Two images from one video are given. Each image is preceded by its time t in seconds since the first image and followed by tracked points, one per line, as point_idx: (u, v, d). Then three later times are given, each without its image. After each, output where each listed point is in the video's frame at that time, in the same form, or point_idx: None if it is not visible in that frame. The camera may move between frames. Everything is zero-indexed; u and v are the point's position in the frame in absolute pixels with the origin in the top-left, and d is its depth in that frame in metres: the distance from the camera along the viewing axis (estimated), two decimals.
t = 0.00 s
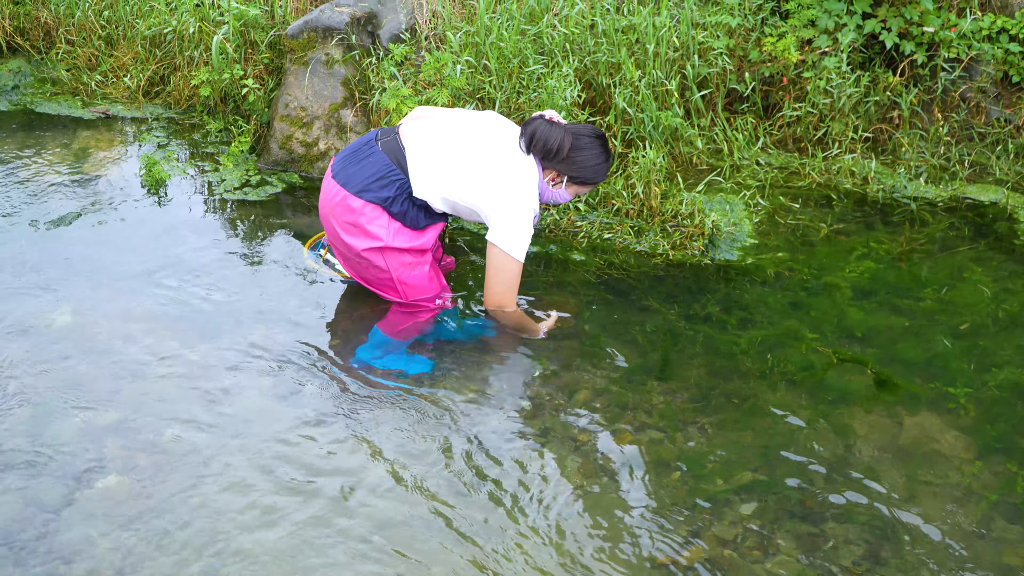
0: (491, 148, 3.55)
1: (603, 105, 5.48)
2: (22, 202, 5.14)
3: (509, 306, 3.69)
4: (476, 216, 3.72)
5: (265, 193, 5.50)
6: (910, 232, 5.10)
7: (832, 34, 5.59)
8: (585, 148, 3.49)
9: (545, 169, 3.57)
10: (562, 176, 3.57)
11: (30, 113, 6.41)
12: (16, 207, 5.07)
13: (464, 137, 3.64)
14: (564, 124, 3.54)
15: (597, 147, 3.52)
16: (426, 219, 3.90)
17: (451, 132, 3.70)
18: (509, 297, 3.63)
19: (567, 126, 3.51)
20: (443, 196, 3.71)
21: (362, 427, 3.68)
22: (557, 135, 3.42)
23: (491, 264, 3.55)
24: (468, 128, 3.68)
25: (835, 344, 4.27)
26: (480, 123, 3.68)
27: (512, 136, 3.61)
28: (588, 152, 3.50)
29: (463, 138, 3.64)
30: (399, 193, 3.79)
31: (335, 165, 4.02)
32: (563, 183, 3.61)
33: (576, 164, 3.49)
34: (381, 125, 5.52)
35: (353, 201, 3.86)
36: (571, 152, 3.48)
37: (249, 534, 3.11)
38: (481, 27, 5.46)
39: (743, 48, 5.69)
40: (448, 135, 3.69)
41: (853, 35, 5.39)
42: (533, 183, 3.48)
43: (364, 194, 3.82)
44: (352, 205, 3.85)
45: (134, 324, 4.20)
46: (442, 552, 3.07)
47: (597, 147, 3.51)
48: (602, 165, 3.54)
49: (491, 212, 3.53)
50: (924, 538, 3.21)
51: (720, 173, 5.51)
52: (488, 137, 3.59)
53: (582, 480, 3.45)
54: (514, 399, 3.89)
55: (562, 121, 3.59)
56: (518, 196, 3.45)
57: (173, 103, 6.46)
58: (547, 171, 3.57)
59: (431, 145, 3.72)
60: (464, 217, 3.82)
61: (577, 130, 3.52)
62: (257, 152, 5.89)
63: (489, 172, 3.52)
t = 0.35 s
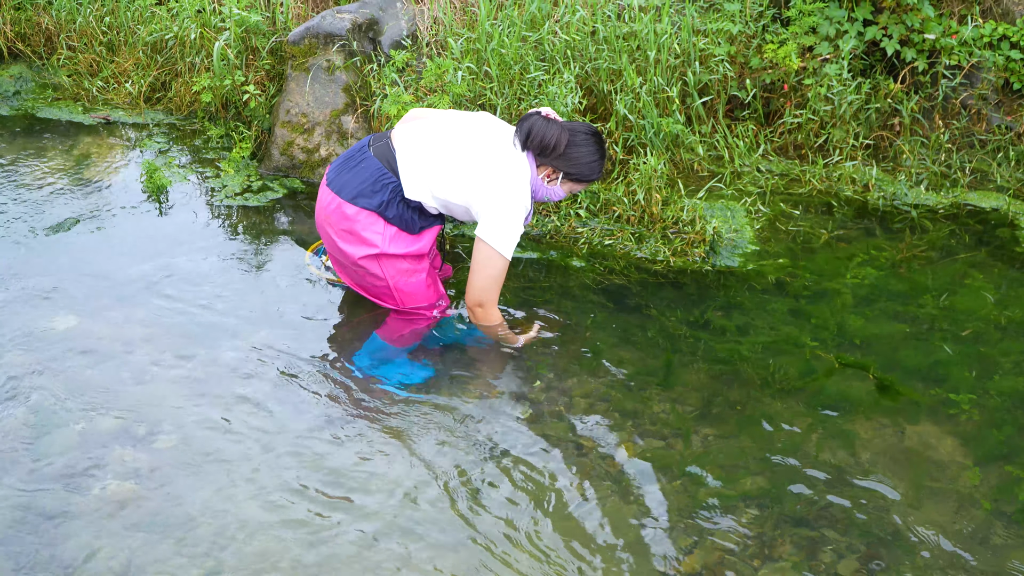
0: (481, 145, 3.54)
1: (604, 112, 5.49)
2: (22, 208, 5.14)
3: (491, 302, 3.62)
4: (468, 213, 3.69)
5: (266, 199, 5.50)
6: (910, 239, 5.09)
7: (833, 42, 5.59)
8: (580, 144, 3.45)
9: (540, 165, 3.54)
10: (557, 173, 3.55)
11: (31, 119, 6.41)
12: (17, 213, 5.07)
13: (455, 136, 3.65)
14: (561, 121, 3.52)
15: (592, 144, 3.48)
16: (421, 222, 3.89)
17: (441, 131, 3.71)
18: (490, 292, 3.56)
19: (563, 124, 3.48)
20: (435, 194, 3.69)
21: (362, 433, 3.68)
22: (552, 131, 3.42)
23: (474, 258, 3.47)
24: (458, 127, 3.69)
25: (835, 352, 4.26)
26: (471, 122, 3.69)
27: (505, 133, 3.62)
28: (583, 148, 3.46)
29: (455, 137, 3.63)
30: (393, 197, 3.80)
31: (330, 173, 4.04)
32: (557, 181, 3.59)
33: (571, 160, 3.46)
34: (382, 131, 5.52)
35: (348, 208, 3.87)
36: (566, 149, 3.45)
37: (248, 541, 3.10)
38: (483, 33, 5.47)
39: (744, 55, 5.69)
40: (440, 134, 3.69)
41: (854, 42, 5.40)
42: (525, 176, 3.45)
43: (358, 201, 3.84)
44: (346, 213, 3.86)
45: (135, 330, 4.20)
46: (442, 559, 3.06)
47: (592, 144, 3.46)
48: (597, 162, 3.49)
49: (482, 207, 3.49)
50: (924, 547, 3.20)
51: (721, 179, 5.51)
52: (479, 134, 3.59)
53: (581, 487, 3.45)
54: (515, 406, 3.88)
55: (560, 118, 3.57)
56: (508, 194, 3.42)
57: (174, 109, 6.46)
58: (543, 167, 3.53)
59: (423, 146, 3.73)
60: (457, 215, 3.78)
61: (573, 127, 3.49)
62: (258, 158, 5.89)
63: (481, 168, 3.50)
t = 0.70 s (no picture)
0: (454, 145, 3.52)
1: (605, 118, 5.50)
2: (24, 214, 5.13)
3: (477, 302, 3.63)
4: (449, 215, 3.67)
5: (266, 205, 5.51)
6: (912, 245, 5.09)
7: (834, 47, 5.59)
8: (558, 140, 3.44)
9: (517, 162, 3.52)
10: (535, 169, 3.52)
11: (33, 125, 6.42)
12: (18, 219, 5.07)
13: (428, 138, 3.62)
14: (538, 117, 3.51)
15: (570, 140, 3.47)
16: (406, 233, 3.87)
17: (413, 136, 3.67)
18: (476, 292, 3.57)
19: (541, 120, 3.46)
20: (415, 200, 3.67)
21: (364, 439, 3.67)
22: (530, 128, 3.41)
23: (456, 261, 3.46)
24: (430, 128, 3.66)
25: (837, 358, 4.25)
26: (441, 122, 3.66)
27: (476, 128, 3.59)
28: (560, 144, 3.45)
29: (427, 138, 3.61)
30: (375, 211, 3.76)
31: (306, 193, 3.99)
32: (535, 177, 3.57)
33: (549, 156, 3.44)
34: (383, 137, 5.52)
35: (330, 227, 3.82)
36: (544, 145, 3.44)
37: (249, 547, 3.09)
38: (484, 39, 5.48)
39: (745, 61, 5.69)
40: (411, 140, 3.66)
41: (856, 48, 5.40)
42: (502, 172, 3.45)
43: (340, 218, 3.79)
44: (329, 232, 3.81)
45: (136, 336, 4.19)
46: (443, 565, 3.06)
47: (569, 140, 3.45)
48: (574, 158, 3.49)
49: (462, 209, 3.47)
50: (927, 554, 3.19)
51: (722, 186, 5.51)
52: (451, 134, 3.57)
53: (583, 492, 3.44)
54: (516, 412, 3.88)
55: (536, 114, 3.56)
56: (487, 191, 3.41)
57: (176, 115, 6.47)
58: (520, 163, 3.52)
59: (395, 153, 3.69)
60: (438, 220, 3.77)
61: (550, 123, 3.47)
62: (259, 164, 5.90)
63: (457, 169, 3.48)
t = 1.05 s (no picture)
0: (434, 146, 3.54)
1: (612, 124, 5.54)
2: (31, 219, 5.15)
3: (457, 300, 3.67)
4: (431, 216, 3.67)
5: (272, 211, 5.52)
6: (917, 251, 5.09)
7: (840, 53, 5.59)
8: (534, 135, 3.47)
9: (496, 158, 3.56)
10: (513, 164, 3.56)
11: (40, 131, 6.44)
12: (25, 225, 5.09)
13: (407, 141, 3.62)
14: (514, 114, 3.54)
15: (546, 135, 3.51)
16: (390, 236, 3.80)
17: (392, 140, 3.66)
18: (457, 291, 3.61)
19: (518, 116, 3.50)
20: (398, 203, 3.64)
21: (370, 444, 3.68)
22: (506, 123, 3.44)
23: (438, 260, 3.50)
24: (407, 132, 3.67)
25: (842, 364, 4.25)
26: (418, 125, 3.68)
27: (452, 130, 3.63)
28: (537, 139, 3.48)
29: (400, 141, 3.64)
30: (360, 216, 3.69)
31: (285, 206, 3.88)
32: (514, 172, 3.61)
33: (526, 151, 3.48)
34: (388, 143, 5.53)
35: (316, 237, 3.71)
36: (522, 141, 3.47)
37: (255, 552, 3.10)
38: (489, 45, 5.48)
39: (751, 67, 5.69)
40: (390, 143, 3.65)
41: (862, 54, 5.40)
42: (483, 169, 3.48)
43: (326, 226, 3.69)
44: (316, 241, 3.70)
45: (143, 342, 4.21)
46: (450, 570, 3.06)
47: (546, 134, 3.49)
48: (552, 152, 3.52)
49: (447, 207, 3.47)
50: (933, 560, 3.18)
51: (728, 192, 5.51)
52: (430, 135, 3.59)
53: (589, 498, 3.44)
54: (523, 418, 3.89)
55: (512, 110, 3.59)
56: (468, 190, 3.43)
57: (182, 121, 6.48)
58: (499, 159, 3.55)
59: (375, 158, 3.65)
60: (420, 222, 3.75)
61: (527, 119, 3.51)
62: (265, 170, 5.91)
63: (439, 168, 3.50)
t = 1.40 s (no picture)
0: (404, 146, 3.63)
1: (621, 131, 5.54)
2: (43, 226, 5.17)
3: (421, 295, 3.68)
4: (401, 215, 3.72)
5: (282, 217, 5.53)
6: (928, 259, 5.08)
7: (850, 60, 5.58)
8: (502, 135, 3.54)
9: (464, 158, 3.62)
10: (481, 165, 3.62)
11: (51, 137, 6.46)
12: (37, 231, 5.11)
13: (377, 143, 3.70)
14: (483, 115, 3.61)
15: (516, 137, 3.57)
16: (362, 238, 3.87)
17: (362, 143, 3.74)
18: (421, 284, 3.61)
19: (485, 116, 3.56)
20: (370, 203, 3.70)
21: (381, 451, 3.68)
22: (472, 122, 3.51)
23: (404, 250, 3.53)
24: (378, 135, 3.75)
25: (852, 373, 4.24)
26: (388, 129, 3.77)
27: (420, 132, 3.72)
28: (505, 140, 3.55)
29: (370, 143, 3.71)
30: (332, 217, 3.75)
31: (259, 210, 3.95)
32: (482, 173, 3.66)
33: (493, 151, 3.54)
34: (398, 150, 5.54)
35: (289, 238, 3.78)
36: (489, 140, 3.54)
37: (266, 558, 3.10)
38: (500, 52, 5.48)
39: (761, 74, 5.69)
40: (361, 146, 3.73)
41: (872, 62, 5.40)
42: (452, 166, 3.56)
43: (299, 226, 3.76)
44: (289, 242, 3.77)
45: (154, 348, 4.22)
46: None
47: (515, 136, 3.55)
48: (520, 155, 3.58)
49: (417, 203, 3.52)
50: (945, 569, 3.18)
51: (738, 200, 5.51)
52: (399, 137, 3.68)
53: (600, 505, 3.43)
54: (534, 425, 3.88)
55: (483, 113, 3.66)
56: (437, 185, 3.50)
57: (193, 127, 6.49)
58: (467, 160, 3.62)
59: (347, 160, 3.73)
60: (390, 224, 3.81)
61: (496, 120, 3.58)
62: (276, 176, 5.92)
63: (409, 165, 3.58)
